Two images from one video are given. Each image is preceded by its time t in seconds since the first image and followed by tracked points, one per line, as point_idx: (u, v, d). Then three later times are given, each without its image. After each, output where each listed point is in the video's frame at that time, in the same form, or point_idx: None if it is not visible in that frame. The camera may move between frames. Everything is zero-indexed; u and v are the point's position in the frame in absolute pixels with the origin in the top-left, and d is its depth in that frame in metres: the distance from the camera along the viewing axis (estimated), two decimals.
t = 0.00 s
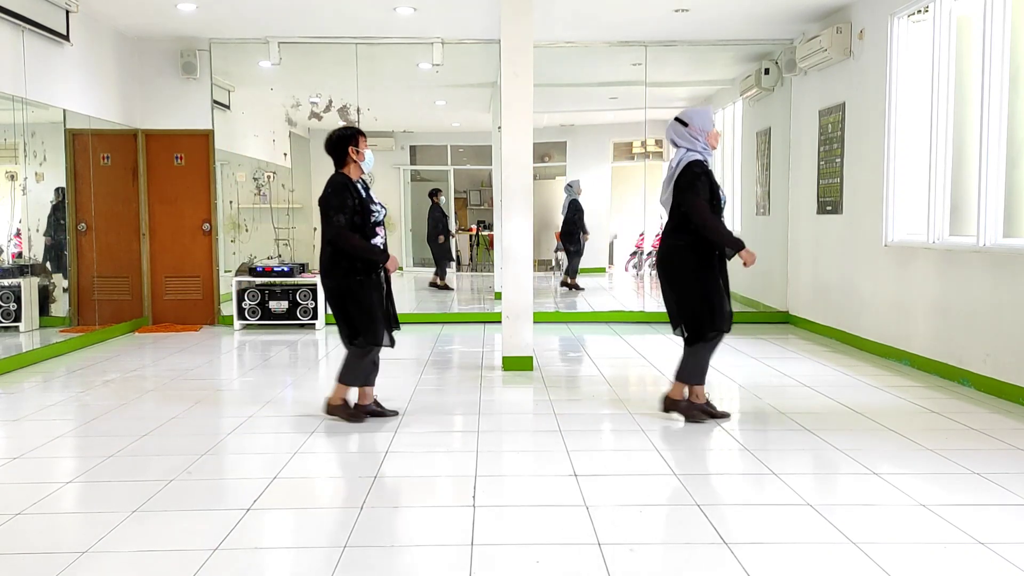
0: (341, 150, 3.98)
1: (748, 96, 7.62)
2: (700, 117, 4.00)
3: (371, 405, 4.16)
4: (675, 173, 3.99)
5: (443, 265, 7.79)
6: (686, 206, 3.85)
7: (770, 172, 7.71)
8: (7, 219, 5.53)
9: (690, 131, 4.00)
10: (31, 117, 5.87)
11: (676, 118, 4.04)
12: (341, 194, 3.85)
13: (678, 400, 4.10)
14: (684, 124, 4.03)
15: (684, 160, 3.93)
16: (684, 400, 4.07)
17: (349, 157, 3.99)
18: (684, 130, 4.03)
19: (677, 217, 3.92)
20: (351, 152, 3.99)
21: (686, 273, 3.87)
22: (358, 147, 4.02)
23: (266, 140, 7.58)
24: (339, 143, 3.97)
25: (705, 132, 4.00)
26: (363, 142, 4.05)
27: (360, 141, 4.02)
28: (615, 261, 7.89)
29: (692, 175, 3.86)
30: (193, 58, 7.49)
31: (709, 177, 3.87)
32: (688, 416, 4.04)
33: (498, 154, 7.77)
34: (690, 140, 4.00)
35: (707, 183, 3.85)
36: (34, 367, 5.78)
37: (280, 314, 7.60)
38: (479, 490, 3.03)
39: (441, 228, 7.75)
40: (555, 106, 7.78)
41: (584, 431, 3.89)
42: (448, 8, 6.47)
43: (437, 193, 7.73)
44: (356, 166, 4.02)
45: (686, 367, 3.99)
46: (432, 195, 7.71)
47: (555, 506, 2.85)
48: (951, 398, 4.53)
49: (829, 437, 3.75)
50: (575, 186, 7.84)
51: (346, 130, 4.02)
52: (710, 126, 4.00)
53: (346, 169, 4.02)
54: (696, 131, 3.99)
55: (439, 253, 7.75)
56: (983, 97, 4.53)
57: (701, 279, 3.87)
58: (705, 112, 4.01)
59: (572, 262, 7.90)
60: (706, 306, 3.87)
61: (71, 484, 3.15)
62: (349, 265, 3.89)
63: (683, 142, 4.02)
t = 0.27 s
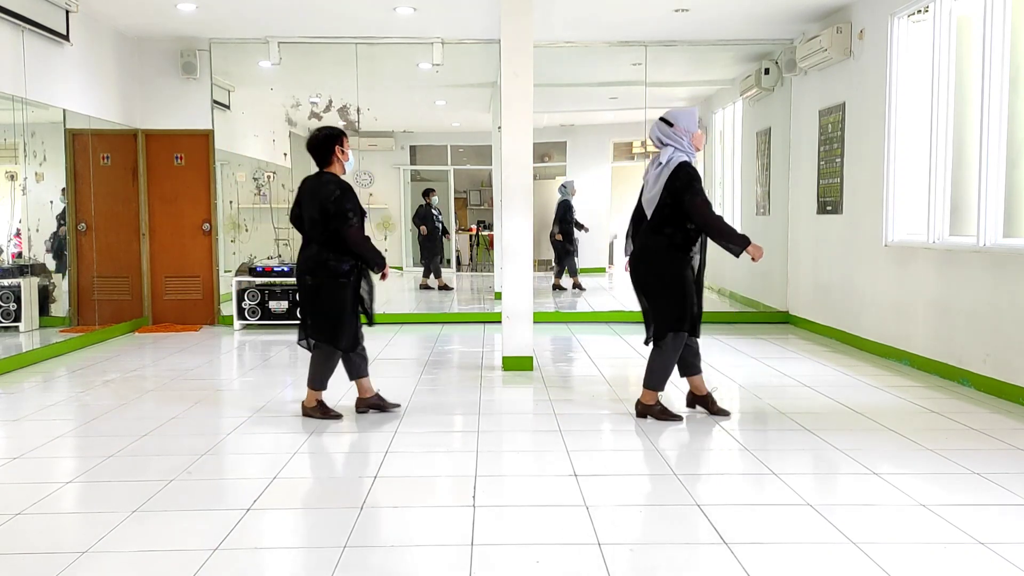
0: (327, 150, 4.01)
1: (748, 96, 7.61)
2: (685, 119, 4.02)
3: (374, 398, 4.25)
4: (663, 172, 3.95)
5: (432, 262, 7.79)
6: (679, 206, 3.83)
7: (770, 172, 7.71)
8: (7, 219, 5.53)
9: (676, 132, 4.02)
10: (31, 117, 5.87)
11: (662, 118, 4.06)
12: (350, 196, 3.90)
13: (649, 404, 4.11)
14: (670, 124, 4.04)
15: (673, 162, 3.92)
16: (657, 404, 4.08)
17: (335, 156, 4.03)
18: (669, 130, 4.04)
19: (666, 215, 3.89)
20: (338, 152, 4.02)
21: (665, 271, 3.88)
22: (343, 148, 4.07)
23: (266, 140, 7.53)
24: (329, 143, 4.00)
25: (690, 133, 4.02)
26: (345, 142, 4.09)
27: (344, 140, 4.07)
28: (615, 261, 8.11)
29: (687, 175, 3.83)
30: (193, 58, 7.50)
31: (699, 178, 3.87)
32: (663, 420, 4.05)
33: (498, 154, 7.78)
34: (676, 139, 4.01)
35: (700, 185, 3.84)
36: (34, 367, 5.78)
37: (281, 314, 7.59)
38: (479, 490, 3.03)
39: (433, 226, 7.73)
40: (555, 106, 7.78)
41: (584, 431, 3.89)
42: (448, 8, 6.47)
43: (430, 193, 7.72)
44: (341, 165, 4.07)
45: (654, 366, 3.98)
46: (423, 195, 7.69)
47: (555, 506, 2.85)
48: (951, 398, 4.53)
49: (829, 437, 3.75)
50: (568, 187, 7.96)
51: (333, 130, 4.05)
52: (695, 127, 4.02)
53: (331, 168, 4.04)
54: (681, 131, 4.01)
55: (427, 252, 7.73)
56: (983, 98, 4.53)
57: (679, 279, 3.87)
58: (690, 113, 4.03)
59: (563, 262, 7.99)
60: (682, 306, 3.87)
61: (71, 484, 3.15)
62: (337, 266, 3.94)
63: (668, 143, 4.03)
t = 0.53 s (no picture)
0: (307, 154, 4.02)
1: (748, 96, 7.61)
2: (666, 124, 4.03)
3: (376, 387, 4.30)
4: (643, 175, 4.00)
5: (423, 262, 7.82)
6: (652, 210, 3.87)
7: (770, 172, 7.71)
8: (7, 219, 5.53)
9: (656, 136, 4.04)
10: (31, 117, 5.87)
11: (643, 123, 4.07)
12: (331, 197, 3.92)
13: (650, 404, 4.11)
14: (651, 128, 4.06)
15: (651, 165, 3.97)
16: (658, 404, 4.08)
17: (315, 161, 4.04)
18: (650, 134, 4.06)
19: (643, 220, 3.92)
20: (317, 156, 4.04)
21: (645, 274, 3.90)
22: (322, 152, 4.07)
23: (266, 140, 7.48)
24: (307, 148, 4.01)
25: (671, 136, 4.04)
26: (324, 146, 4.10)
27: (323, 144, 4.07)
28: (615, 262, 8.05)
29: (662, 179, 3.86)
30: (193, 58, 7.50)
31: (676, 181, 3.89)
32: (664, 420, 4.05)
33: (498, 154, 7.74)
34: (656, 144, 4.04)
35: (674, 187, 3.87)
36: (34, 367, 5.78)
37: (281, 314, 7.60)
38: (479, 490, 3.03)
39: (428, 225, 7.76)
40: (555, 106, 7.79)
41: (584, 431, 3.89)
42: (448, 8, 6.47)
43: (422, 193, 7.73)
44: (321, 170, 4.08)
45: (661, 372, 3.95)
46: (416, 195, 7.71)
47: (555, 506, 2.85)
48: (951, 398, 4.53)
49: (829, 437, 3.75)
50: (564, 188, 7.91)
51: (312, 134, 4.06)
52: (675, 132, 4.03)
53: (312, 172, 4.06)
54: (661, 136, 4.02)
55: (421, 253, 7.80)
56: (983, 98, 4.53)
57: (665, 282, 3.89)
58: (671, 117, 4.03)
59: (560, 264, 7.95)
60: (670, 310, 3.88)
61: (71, 484, 3.15)
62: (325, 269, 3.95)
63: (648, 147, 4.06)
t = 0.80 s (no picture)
0: (279, 152, 4.00)
1: (748, 96, 7.61)
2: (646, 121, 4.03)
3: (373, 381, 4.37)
4: (620, 172, 3.99)
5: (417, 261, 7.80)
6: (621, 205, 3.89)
7: (770, 172, 7.71)
8: (7, 219, 5.53)
9: (637, 132, 4.03)
10: (31, 117, 5.87)
11: (624, 119, 4.07)
12: (296, 189, 3.90)
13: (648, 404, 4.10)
14: (632, 125, 4.06)
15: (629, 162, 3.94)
16: (658, 404, 4.08)
17: (287, 160, 4.01)
18: (631, 131, 4.05)
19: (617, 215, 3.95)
20: (289, 156, 4.01)
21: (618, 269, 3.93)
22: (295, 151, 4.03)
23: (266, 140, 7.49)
24: (279, 146, 4.00)
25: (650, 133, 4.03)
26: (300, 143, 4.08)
27: (298, 143, 4.05)
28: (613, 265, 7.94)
29: (631, 174, 3.87)
30: (193, 58, 7.51)
31: (650, 177, 3.87)
32: (664, 420, 4.05)
33: (498, 154, 7.77)
34: (637, 140, 4.02)
35: (646, 182, 3.86)
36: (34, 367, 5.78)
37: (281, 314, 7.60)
38: (479, 490, 3.03)
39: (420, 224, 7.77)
40: (555, 106, 7.79)
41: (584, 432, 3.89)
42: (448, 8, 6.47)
43: (413, 192, 7.74)
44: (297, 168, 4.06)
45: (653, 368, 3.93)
46: (408, 195, 7.72)
47: (555, 506, 2.85)
48: (951, 398, 4.53)
49: (829, 437, 3.75)
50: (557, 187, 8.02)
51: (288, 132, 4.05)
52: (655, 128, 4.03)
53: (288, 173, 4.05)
54: (643, 132, 4.02)
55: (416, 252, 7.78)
56: (983, 97, 4.53)
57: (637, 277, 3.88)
58: (652, 114, 4.04)
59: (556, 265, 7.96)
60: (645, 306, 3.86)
61: (71, 484, 3.15)
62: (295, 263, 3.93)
63: (629, 144, 4.04)
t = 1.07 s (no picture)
0: (251, 151, 3.95)
1: (748, 96, 7.61)
2: (624, 122, 3.96)
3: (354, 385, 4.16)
4: (598, 172, 3.91)
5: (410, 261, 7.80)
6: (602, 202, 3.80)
7: (770, 172, 7.70)
8: (7, 219, 5.53)
9: (617, 133, 3.95)
10: (31, 117, 5.87)
11: (605, 119, 3.99)
12: (257, 185, 3.85)
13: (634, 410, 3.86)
14: (611, 126, 3.98)
15: (607, 162, 3.87)
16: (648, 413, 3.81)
17: (258, 158, 3.96)
18: (611, 131, 3.97)
19: (595, 212, 3.85)
20: (261, 155, 3.95)
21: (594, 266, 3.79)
22: (268, 149, 3.96)
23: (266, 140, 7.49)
24: (249, 146, 3.95)
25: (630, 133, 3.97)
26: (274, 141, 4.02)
27: (270, 141, 3.98)
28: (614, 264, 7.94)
29: (615, 175, 3.79)
30: (192, 58, 7.51)
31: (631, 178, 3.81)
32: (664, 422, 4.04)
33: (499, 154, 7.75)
34: (617, 141, 3.95)
35: (628, 185, 3.78)
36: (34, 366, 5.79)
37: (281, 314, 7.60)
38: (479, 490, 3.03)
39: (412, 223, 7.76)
40: (555, 106, 7.79)
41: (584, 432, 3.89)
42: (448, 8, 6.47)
43: (406, 192, 7.71)
44: (268, 167, 3.99)
45: (631, 368, 3.77)
46: (401, 194, 7.70)
47: (555, 506, 2.85)
48: (951, 398, 4.53)
49: (829, 437, 3.75)
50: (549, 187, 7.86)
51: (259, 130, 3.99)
52: (635, 128, 3.97)
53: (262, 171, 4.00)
54: (623, 132, 3.94)
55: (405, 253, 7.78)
56: (983, 97, 4.53)
57: (612, 275, 3.78)
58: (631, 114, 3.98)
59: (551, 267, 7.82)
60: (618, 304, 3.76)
61: (70, 484, 3.15)
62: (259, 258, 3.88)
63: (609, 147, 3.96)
